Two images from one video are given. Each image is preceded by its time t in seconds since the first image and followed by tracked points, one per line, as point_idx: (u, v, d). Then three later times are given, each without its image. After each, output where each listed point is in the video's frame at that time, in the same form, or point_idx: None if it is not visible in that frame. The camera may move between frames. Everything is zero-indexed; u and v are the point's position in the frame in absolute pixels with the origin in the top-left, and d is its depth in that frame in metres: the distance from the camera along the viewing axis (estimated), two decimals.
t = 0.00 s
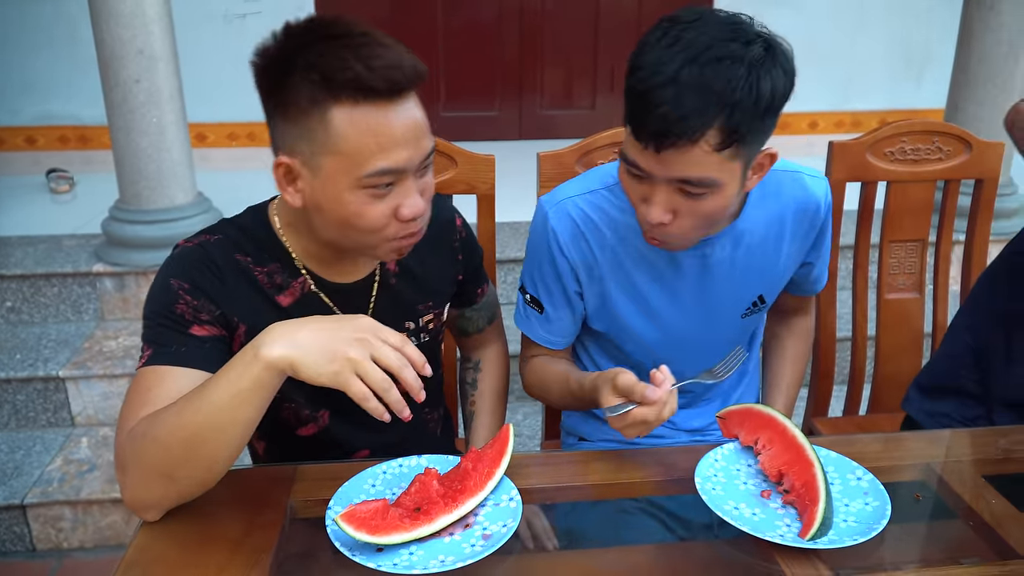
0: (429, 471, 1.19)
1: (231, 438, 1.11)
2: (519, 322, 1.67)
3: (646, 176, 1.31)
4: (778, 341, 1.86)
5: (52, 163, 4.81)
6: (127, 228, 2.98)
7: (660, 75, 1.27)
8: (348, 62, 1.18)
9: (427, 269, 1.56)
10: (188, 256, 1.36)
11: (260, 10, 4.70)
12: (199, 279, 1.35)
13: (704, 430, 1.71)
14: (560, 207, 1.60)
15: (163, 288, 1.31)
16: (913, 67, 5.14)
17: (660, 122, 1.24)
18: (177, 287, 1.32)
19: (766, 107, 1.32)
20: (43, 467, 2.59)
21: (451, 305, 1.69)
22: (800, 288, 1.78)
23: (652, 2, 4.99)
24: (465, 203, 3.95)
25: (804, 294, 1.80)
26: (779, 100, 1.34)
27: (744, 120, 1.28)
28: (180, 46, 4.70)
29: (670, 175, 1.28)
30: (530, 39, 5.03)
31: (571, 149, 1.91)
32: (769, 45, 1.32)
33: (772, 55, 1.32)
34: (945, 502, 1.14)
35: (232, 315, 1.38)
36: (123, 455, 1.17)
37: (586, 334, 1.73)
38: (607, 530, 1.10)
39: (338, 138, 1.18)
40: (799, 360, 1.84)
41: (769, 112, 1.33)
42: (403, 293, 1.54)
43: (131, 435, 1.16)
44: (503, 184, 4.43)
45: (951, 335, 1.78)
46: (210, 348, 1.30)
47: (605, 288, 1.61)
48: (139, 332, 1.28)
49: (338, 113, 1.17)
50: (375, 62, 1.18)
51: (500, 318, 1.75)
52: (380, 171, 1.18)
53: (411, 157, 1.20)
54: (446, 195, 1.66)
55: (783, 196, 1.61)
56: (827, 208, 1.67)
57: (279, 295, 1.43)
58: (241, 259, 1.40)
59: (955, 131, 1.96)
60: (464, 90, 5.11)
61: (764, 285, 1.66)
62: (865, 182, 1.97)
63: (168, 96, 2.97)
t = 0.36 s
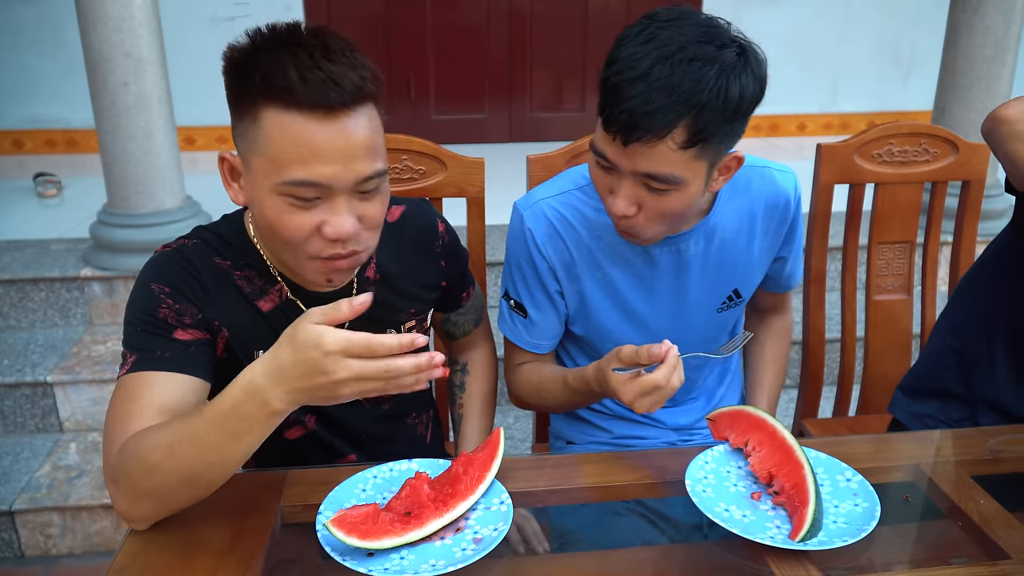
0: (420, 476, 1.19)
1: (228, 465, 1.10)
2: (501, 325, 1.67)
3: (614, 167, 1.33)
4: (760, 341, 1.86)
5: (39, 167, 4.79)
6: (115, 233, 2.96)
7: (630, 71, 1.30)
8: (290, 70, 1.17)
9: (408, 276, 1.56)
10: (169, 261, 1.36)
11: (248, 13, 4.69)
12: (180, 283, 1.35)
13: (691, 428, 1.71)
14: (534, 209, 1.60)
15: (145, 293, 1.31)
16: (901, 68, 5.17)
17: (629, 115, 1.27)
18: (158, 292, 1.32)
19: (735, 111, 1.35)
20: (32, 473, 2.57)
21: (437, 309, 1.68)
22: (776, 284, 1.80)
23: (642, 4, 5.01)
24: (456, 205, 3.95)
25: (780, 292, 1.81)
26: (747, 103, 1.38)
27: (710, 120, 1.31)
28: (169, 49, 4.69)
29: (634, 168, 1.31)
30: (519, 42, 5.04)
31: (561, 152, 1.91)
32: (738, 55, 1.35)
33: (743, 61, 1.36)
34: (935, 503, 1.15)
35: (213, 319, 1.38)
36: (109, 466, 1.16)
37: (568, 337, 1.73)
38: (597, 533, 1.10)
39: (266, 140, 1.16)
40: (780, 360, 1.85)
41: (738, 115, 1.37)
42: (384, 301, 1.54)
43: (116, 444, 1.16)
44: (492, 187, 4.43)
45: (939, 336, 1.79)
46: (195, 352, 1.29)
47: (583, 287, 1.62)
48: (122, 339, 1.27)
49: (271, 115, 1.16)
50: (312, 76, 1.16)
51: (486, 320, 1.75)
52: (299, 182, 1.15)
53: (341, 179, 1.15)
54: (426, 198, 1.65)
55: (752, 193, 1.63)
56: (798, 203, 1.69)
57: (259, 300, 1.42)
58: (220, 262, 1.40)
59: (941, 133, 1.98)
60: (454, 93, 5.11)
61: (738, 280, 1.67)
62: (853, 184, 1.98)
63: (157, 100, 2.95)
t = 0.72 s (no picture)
0: (415, 481, 1.18)
1: (214, 461, 1.08)
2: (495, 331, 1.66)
3: (600, 168, 1.33)
4: (754, 345, 1.86)
5: (28, 169, 4.75)
6: (106, 236, 2.94)
7: (612, 73, 1.30)
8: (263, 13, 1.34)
9: (410, 277, 1.55)
10: (166, 262, 1.36)
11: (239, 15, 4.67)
12: (177, 285, 1.34)
13: (684, 430, 1.71)
14: (520, 213, 1.60)
15: (142, 295, 1.30)
16: (891, 69, 5.20)
17: (612, 117, 1.27)
18: (154, 294, 1.31)
19: (717, 110, 1.35)
20: (22, 477, 2.55)
21: (438, 316, 1.67)
22: (766, 287, 1.80)
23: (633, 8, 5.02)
24: (448, 208, 3.94)
25: (772, 293, 1.81)
26: (729, 100, 1.37)
27: (693, 118, 1.30)
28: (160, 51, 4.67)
29: (620, 168, 1.31)
30: (511, 45, 5.04)
31: (554, 154, 1.91)
32: (717, 52, 1.34)
33: (723, 58, 1.36)
34: (930, 506, 1.15)
35: (209, 322, 1.36)
36: (103, 469, 1.15)
37: (557, 339, 1.72)
38: (593, 537, 1.09)
39: (244, 71, 1.28)
40: (773, 363, 1.85)
41: (720, 113, 1.36)
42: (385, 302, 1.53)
43: (110, 446, 1.15)
44: (485, 190, 4.43)
45: (932, 339, 1.80)
46: (190, 355, 1.28)
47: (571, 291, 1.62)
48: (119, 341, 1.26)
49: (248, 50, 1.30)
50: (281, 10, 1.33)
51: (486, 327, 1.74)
52: (275, 92, 1.24)
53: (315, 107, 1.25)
54: (427, 207, 1.67)
55: (738, 194, 1.63)
56: (786, 204, 1.69)
57: (257, 302, 1.40)
58: (219, 265, 1.39)
59: (934, 136, 1.99)
60: (446, 95, 5.11)
61: (727, 281, 1.67)
62: (846, 187, 1.98)
63: (147, 102, 2.94)
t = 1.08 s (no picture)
0: (416, 486, 1.18)
1: (213, 464, 1.07)
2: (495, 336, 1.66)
3: (597, 155, 1.34)
4: (754, 348, 1.86)
5: (22, 170, 4.73)
6: (101, 237, 2.93)
7: (613, 58, 1.30)
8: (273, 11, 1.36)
9: (414, 283, 1.54)
10: (170, 266, 1.35)
11: (234, 16, 4.66)
12: (181, 289, 1.33)
13: (683, 434, 1.71)
14: (519, 216, 1.60)
15: (146, 299, 1.30)
16: (886, 72, 5.21)
17: (610, 98, 1.27)
18: (158, 297, 1.30)
19: (716, 102, 1.34)
20: (16, 479, 2.54)
21: (443, 322, 1.66)
22: (765, 288, 1.80)
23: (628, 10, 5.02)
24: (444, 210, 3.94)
25: (770, 295, 1.82)
26: (728, 96, 1.36)
27: (691, 107, 1.30)
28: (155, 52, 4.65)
29: (616, 155, 1.31)
30: (507, 46, 5.03)
31: (553, 157, 1.91)
32: (719, 46, 1.34)
33: (725, 53, 1.35)
34: (931, 512, 1.14)
35: (214, 327, 1.36)
36: (103, 473, 1.14)
37: (557, 342, 1.71)
38: (593, 542, 1.09)
39: (250, 71, 1.29)
40: (772, 366, 1.84)
41: (719, 107, 1.36)
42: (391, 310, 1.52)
43: (110, 450, 1.13)
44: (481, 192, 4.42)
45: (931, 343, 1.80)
46: (194, 360, 1.28)
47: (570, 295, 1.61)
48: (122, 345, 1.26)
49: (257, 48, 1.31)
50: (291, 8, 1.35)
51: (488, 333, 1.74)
52: (284, 86, 1.24)
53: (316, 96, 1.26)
54: (435, 213, 1.67)
55: (736, 197, 1.63)
56: (785, 206, 1.69)
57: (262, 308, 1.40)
58: (224, 269, 1.39)
59: (932, 140, 1.99)
60: (441, 96, 5.10)
61: (726, 284, 1.67)
62: (843, 190, 1.99)
63: (142, 104, 2.93)
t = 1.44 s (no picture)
0: (417, 490, 1.17)
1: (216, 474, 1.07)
2: (494, 334, 1.65)
3: (675, 200, 1.28)
4: (755, 351, 1.86)
5: (20, 172, 4.72)
6: (98, 240, 2.92)
7: (674, 110, 1.21)
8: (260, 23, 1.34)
9: (418, 288, 1.53)
10: (174, 268, 1.35)
11: (232, 18, 4.66)
12: (185, 291, 1.33)
13: (684, 435, 1.70)
14: (523, 212, 1.59)
15: (150, 300, 1.29)
16: (886, 74, 5.21)
17: (696, 150, 1.20)
18: (162, 300, 1.30)
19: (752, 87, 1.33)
20: (14, 483, 2.53)
21: (448, 327, 1.65)
22: (769, 293, 1.80)
23: (626, 13, 5.02)
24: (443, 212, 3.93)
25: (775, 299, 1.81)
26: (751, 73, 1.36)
27: (751, 110, 1.27)
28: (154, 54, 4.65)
29: (702, 191, 1.27)
30: (506, 48, 5.03)
31: (553, 159, 1.90)
32: (730, 37, 1.29)
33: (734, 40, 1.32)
34: (934, 516, 1.14)
35: (217, 330, 1.35)
36: (104, 481, 1.13)
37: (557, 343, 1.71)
38: (595, 547, 1.08)
39: (258, 73, 1.28)
40: (772, 369, 1.84)
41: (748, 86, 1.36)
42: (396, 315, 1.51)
43: (112, 459, 1.12)
44: (480, 194, 4.42)
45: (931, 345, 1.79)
46: (196, 365, 1.27)
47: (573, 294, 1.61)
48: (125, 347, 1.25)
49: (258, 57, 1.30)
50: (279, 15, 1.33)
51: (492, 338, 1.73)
52: (292, 88, 1.24)
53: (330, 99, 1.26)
54: (440, 217, 1.66)
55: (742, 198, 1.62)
56: (788, 209, 1.68)
57: (265, 311, 1.39)
58: (229, 271, 1.39)
59: (932, 142, 1.99)
60: (440, 98, 5.09)
61: (728, 286, 1.67)
62: (844, 193, 1.98)
63: (140, 106, 2.92)
